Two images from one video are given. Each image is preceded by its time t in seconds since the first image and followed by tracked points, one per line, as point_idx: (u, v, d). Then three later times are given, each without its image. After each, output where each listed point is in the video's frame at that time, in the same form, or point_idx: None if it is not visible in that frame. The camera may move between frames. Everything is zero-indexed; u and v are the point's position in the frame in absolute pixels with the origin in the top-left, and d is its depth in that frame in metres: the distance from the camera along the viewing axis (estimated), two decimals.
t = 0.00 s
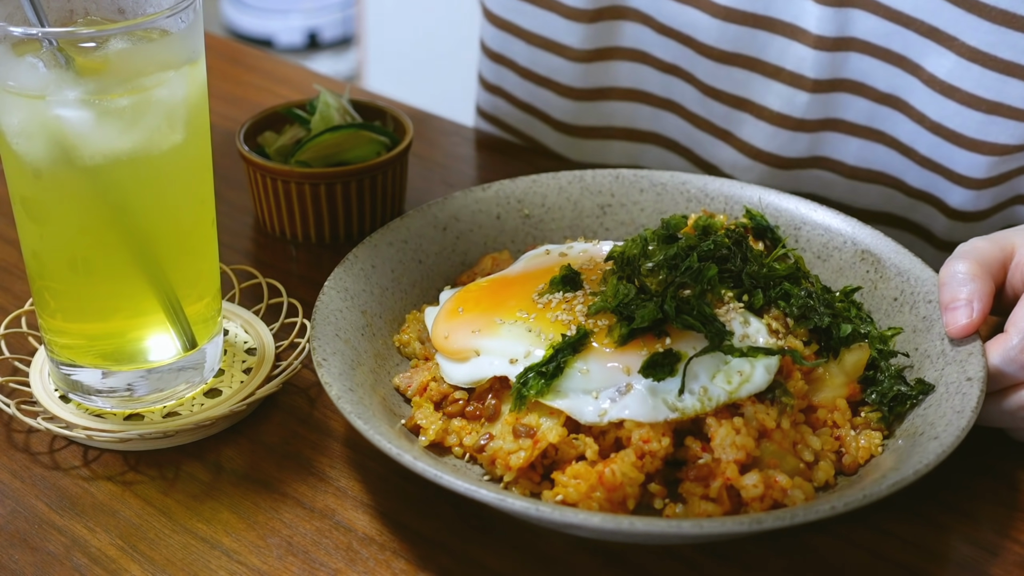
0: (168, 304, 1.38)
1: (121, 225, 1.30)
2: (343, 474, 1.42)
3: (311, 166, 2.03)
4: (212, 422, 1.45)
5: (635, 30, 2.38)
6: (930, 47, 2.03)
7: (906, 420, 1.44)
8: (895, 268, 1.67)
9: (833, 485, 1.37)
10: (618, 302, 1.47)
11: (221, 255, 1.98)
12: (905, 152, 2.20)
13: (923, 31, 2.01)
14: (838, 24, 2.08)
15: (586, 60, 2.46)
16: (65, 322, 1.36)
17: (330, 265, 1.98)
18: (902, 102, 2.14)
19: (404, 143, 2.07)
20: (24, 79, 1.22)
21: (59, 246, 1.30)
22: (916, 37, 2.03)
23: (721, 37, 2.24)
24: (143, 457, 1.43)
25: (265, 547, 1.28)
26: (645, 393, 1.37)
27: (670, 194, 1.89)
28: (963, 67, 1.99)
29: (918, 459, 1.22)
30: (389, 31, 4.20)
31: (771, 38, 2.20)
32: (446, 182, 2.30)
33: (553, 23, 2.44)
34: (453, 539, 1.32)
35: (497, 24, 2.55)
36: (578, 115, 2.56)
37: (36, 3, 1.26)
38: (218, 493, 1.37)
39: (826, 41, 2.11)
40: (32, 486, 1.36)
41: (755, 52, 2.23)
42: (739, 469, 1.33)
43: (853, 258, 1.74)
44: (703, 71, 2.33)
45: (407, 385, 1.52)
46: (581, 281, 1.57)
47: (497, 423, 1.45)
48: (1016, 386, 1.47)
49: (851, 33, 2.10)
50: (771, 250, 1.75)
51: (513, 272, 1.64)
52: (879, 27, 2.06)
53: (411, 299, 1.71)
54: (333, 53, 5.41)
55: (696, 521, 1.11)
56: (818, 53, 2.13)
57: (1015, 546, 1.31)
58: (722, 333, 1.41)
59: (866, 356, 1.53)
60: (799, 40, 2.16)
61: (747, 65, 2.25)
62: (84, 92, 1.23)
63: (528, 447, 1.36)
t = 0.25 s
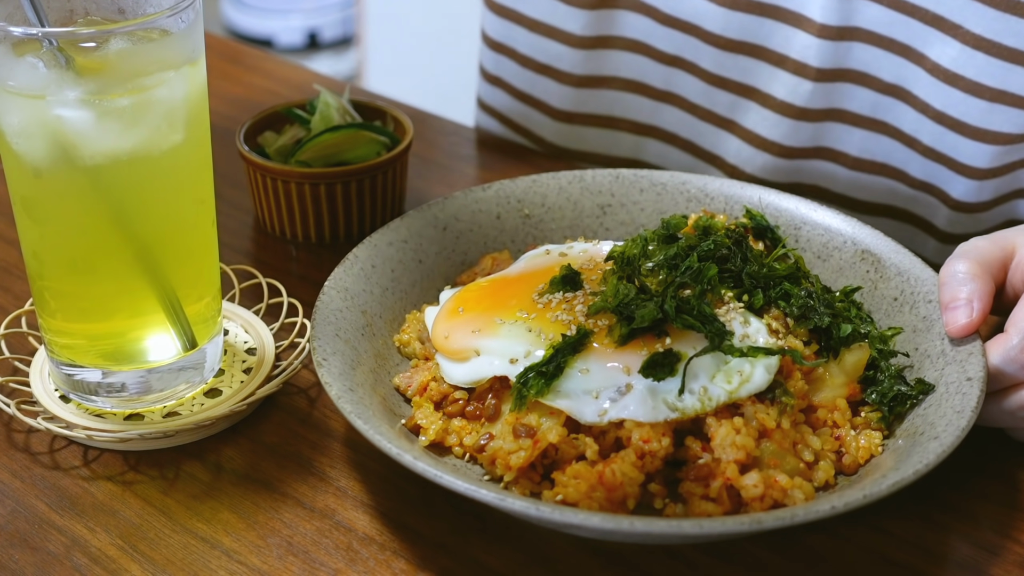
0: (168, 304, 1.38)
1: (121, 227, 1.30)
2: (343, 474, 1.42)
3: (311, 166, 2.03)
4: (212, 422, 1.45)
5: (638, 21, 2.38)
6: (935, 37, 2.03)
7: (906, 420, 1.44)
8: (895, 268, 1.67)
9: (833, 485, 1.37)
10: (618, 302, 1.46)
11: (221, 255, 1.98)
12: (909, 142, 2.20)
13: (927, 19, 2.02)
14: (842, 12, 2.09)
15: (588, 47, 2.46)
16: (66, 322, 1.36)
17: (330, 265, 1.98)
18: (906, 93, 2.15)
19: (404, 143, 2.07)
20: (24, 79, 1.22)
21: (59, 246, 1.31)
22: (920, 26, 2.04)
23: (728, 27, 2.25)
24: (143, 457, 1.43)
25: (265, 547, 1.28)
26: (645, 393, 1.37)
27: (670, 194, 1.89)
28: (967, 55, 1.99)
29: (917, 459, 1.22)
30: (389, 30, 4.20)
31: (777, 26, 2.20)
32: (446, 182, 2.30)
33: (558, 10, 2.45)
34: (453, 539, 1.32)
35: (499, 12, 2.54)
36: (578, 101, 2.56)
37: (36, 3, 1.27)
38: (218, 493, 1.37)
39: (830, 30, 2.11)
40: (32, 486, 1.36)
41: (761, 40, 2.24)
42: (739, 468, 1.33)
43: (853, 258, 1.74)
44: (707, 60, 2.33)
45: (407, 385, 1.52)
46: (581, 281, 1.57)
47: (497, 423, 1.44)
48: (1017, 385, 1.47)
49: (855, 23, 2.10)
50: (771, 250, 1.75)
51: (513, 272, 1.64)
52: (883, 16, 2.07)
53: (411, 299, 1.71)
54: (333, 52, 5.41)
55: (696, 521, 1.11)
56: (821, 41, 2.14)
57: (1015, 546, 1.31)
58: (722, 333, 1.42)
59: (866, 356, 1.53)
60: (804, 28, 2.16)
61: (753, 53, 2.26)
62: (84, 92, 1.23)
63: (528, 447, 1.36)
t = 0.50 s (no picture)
0: (168, 304, 1.38)
1: (121, 227, 1.31)
2: (343, 473, 1.42)
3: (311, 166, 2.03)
4: (212, 422, 1.45)
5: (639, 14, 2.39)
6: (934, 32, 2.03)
7: (906, 420, 1.44)
8: (895, 268, 1.67)
9: (833, 485, 1.37)
10: (618, 302, 1.47)
11: (221, 255, 1.98)
12: (907, 137, 2.20)
13: (923, 13, 2.03)
14: (840, 7, 2.10)
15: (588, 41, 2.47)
16: (66, 322, 1.36)
17: (330, 265, 1.98)
18: (903, 87, 2.14)
19: (404, 143, 2.07)
20: (24, 79, 1.22)
21: (59, 246, 1.31)
22: (917, 19, 2.04)
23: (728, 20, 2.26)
24: (143, 457, 1.43)
25: (265, 547, 1.28)
26: (645, 393, 1.37)
27: (670, 194, 1.89)
28: (964, 48, 2.00)
29: (917, 459, 1.22)
30: (389, 31, 4.20)
31: (776, 19, 2.21)
32: (446, 182, 2.30)
33: (561, 4, 2.45)
34: (453, 539, 1.32)
35: (501, 8, 2.54)
36: (583, 95, 2.56)
37: (37, 3, 1.27)
38: (218, 493, 1.37)
39: (827, 24, 2.12)
40: (32, 486, 1.36)
41: (760, 34, 2.24)
42: (738, 468, 1.33)
43: (853, 258, 1.74)
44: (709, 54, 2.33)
45: (407, 385, 1.52)
46: (581, 281, 1.57)
47: (497, 423, 1.44)
48: (1016, 385, 1.47)
49: (852, 16, 2.11)
50: (771, 250, 1.75)
51: (513, 272, 1.64)
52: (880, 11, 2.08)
53: (411, 299, 1.71)
54: (333, 53, 5.41)
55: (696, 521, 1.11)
56: (819, 36, 2.14)
57: (1015, 546, 1.31)
58: (722, 333, 1.42)
59: (866, 356, 1.53)
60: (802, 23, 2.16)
61: (752, 47, 2.27)
62: (84, 92, 1.22)
63: (528, 447, 1.36)
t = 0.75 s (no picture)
0: (168, 304, 1.38)
1: (121, 227, 1.31)
2: (344, 473, 1.42)
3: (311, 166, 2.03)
4: (212, 422, 1.45)
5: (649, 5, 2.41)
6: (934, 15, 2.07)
7: (906, 420, 1.44)
8: (895, 268, 1.67)
9: (833, 485, 1.37)
10: (618, 302, 1.47)
11: (221, 255, 1.98)
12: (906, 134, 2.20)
13: None
14: None
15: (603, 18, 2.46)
16: (66, 322, 1.36)
17: (330, 265, 1.98)
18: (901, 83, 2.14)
19: (404, 143, 2.07)
20: (24, 79, 1.22)
21: (59, 247, 1.31)
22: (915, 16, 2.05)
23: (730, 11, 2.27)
24: (143, 457, 1.43)
25: (266, 547, 1.28)
26: (645, 393, 1.38)
27: (670, 194, 1.90)
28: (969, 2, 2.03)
29: (917, 459, 1.22)
30: (389, 31, 4.20)
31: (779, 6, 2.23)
32: (446, 182, 2.30)
33: None
34: (453, 539, 1.32)
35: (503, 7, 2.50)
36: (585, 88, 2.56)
37: (36, 3, 1.27)
38: (219, 493, 1.37)
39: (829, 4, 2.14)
40: (32, 486, 1.36)
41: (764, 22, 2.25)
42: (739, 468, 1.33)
43: (853, 258, 1.74)
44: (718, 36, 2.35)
45: (407, 384, 1.52)
46: (581, 281, 1.58)
47: (497, 423, 1.44)
48: (1016, 384, 1.47)
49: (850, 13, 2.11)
50: (771, 250, 1.75)
51: (513, 272, 1.64)
52: None
53: (411, 299, 1.71)
54: (333, 53, 5.41)
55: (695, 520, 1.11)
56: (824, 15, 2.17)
57: (1015, 546, 1.31)
58: (722, 333, 1.43)
59: (867, 356, 1.53)
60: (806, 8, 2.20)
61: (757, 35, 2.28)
62: (84, 92, 1.23)
63: (528, 447, 1.36)
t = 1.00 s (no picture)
0: (168, 304, 1.38)
1: (121, 228, 1.31)
2: (344, 473, 1.42)
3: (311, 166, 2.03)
4: (212, 422, 1.45)
5: None
6: None
7: (906, 420, 1.44)
8: (895, 268, 1.67)
9: (833, 485, 1.37)
10: (618, 302, 1.47)
11: (221, 255, 1.98)
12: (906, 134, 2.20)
13: None
14: None
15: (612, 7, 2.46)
16: (66, 322, 1.36)
17: (330, 265, 1.98)
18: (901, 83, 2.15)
19: (404, 143, 2.07)
20: (24, 79, 1.22)
21: (59, 247, 1.31)
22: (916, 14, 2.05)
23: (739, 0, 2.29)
24: (143, 457, 1.43)
25: (266, 547, 1.28)
26: (646, 393, 1.38)
27: (670, 194, 1.90)
28: None
29: (917, 459, 1.22)
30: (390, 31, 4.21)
31: None
32: (446, 182, 2.30)
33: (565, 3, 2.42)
34: (453, 539, 1.32)
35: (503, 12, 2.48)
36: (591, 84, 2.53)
37: (37, 3, 1.27)
38: (219, 492, 1.37)
39: None
40: (32, 486, 1.36)
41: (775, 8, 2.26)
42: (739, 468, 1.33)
43: (853, 258, 1.74)
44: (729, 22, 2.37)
45: (407, 384, 1.52)
46: (581, 281, 1.58)
47: (497, 423, 1.45)
48: (1016, 384, 1.46)
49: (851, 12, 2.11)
50: (771, 250, 1.75)
51: (513, 272, 1.64)
52: None
53: (411, 299, 1.71)
54: (333, 53, 5.41)
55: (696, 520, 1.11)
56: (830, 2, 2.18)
57: (1015, 546, 1.31)
58: (722, 333, 1.43)
59: (867, 357, 1.53)
60: None
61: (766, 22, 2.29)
62: (84, 92, 1.23)
63: (528, 447, 1.36)
